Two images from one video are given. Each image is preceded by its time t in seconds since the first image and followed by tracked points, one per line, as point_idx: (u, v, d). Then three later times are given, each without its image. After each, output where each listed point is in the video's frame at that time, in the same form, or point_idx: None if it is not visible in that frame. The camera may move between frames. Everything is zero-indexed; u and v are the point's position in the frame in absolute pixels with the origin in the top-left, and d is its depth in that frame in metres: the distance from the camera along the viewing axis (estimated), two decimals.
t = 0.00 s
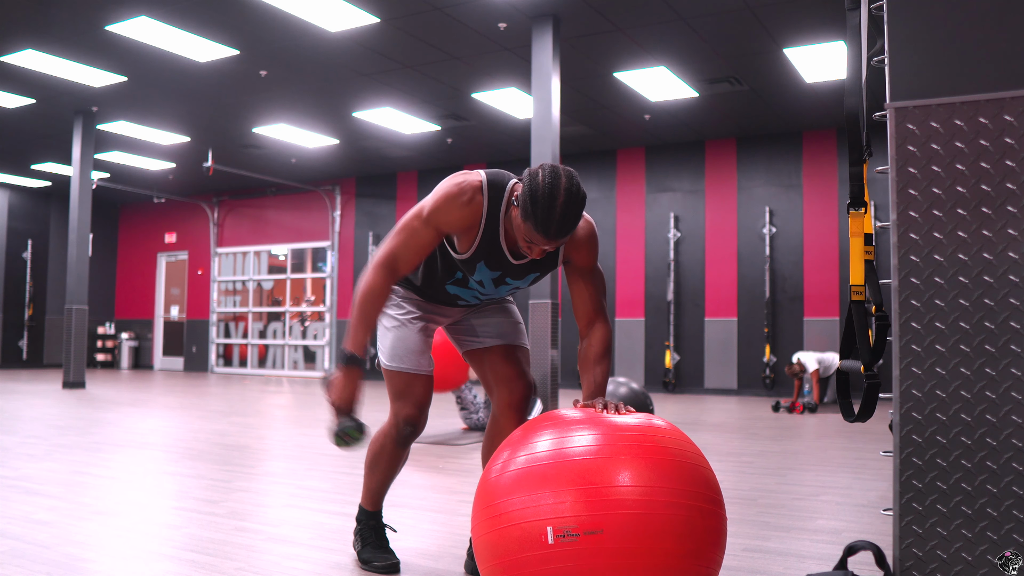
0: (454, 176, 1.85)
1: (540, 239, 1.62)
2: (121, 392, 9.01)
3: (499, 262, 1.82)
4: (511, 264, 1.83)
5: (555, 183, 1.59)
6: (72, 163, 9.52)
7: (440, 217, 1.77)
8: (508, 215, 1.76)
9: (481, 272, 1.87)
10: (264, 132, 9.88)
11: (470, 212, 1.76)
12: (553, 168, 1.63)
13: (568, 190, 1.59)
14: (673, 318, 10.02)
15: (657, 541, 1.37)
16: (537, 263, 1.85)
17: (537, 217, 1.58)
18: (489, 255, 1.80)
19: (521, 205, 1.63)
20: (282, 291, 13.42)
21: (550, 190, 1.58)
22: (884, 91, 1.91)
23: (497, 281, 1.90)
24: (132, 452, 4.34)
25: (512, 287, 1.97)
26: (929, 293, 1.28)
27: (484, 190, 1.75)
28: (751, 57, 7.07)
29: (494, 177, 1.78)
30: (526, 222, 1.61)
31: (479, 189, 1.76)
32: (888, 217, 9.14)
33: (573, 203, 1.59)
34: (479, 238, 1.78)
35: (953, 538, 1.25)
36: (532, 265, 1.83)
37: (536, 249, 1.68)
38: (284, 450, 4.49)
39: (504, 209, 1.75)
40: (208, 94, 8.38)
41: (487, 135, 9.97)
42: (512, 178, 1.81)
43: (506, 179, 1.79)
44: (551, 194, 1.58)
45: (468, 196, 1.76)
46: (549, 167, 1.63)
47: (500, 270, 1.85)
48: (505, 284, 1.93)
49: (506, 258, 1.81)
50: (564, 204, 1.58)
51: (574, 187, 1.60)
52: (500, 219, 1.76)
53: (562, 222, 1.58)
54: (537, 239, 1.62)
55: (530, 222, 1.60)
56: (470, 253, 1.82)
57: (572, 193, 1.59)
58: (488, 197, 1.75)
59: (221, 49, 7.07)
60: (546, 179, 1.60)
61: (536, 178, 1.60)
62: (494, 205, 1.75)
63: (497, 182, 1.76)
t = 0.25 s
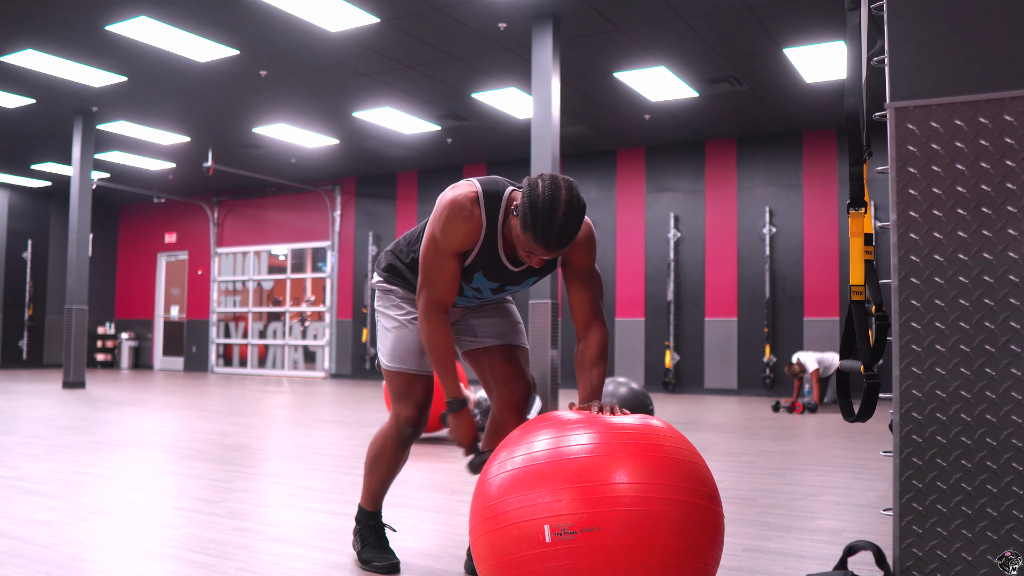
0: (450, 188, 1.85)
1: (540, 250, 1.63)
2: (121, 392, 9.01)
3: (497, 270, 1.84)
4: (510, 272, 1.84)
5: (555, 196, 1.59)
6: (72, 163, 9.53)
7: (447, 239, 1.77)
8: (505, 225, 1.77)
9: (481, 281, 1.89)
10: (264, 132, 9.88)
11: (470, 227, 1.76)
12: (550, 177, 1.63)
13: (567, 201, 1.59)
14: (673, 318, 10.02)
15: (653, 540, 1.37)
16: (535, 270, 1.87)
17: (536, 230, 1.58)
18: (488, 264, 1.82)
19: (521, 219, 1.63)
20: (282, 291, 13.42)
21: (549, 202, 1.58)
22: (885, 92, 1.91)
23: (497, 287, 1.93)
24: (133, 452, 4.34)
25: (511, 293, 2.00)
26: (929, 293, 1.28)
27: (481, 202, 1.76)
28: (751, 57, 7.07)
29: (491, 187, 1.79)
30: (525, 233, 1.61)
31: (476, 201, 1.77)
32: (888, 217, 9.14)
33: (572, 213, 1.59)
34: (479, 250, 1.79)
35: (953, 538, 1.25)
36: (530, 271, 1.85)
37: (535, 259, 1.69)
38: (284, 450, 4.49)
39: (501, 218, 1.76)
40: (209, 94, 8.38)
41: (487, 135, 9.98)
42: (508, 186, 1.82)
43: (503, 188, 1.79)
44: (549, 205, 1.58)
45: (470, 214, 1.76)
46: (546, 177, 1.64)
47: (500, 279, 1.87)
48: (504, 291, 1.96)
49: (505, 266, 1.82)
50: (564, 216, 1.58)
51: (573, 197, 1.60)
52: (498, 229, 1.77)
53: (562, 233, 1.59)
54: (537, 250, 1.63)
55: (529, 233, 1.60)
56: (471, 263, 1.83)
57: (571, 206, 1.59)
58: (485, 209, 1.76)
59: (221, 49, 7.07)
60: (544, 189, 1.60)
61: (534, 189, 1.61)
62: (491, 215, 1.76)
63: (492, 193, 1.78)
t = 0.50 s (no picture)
0: (457, 159, 1.84)
1: (553, 211, 1.63)
2: (121, 392, 9.01)
3: (503, 241, 1.82)
4: (517, 242, 1.83)
5: (568, 154, 1.59)
6: (72, 163, 9.52)
7: (455, 208, 1.77)
8: (514, 193, 1.76)
9: (486, 254, 1.87)
10: (264, 132, 9.88)
11: (478, 193, 1.76)
12: (562, 140, 1.64)
13: (581, 161, 1.59)
14: (673, 318, 10.02)
15: (645, 538, 1.37)
16: (542, 238, 1.86)
17: (550, 190, 1.59)
18: (495, 233, 1.81)
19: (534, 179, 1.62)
20: (282, 291, 13.42)
21: (563, 161, 1.59)
22: (884, 92, 1.92)
23: (503, 262, 1.91)
24: (132, 452, 4.34)
25: (517, 269, 1.98)
26: (929, 293, 1.29)
27: (491, 169, 1.76)
28: (751, 57, 7.07)
29: (499, 156, 1.79)
30: (539, 194, 1.61)
31: (485, 168, 1.77)
32: (888, 217, 9.13)
33: (586, 174, 1.59)
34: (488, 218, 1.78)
35: (952, 538, 1.26)
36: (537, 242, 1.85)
37: (546, 221, 1.69)
38: (284, 450, 4.49)
39: (511, 185, 1.76)
40: (209, 94, 8.38)
41: (487, 134, 9.98)
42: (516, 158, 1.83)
43: (511, 158, 1.79)
44: (565, 163, 1.58)
45: (479, 182, 1.76)
46: (558, 139, 1.64)
47: (506, 251, 1.86)
48: (510, 266, 1.94)
49: (512, 236, 1.82)
50: (578, 175, 1.59)
51: (586, 157, 1.60)
52: (506, 197, 1.76)
53: (576, 192, 1.59)
54: (549, 210, 1.63)
55: (543, 193, 1.60)
56: (477, 232, 1.82)
57: (584, 164, 1.59)
58: (492, 177, 1.76)
59: (221, 49, 7.07)
60: (558, 148, 1.60)
61: (547, 150, 1.61)
62: (500, 183, 1.76)
63: (501, 161, 1.78)
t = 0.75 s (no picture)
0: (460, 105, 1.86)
1: (561, 122, 1.61)
2: (121, 392, 9.00)
3: (512, 174, 1.80)
4: (527, 177, 1.81)
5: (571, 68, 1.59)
6: (72, 163, 9.52)
7: (456, 144, 1.77)
8: (518, 126, 1.76)
9: (496, 194, 1.83)
10: (264, 132, 9.88)
11: (481, 127, 1.76)
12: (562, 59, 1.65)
13: (583, 71, 1.59)
14: (673, 318, 10.02)
15: (628, 534, 1.37)
16: (551, 174, 1.83)
17: (555, 97, 1.58)
18: (504, 169, 1.79)
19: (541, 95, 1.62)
20: (282, 291, 13.42)
21: (566, 72, 1.59)
22: (884, 92, 1.92)
23: (515, 203, 1.85)
24: (132, 452, 4.34)
25: (531, 214, 1.91)
26: (929, 293, 1.31)
27: (493, 106, 1.77)
28: (751, 57, 7.07)
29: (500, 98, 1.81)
30: (545, 105, 1.60)
31: (487, 107, 1.78)
32: (888, 217, 9.12)
33: (589, 82, 1.59)
34: (493, 151, 1.77)
35: (953, 538, 1.28)
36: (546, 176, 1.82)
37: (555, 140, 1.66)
38: (284, 450, 4.48)
39: (514, 118, 1.76)
40: (209, 93, 8.38)
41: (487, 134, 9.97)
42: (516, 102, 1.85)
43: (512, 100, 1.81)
44: (567, 72, 1.58)
45: (481, 118, 1.77)
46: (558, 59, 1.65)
47: (516, 189, 1.82)
48: (523, 208, 1.87)
49: (521, 169, 1.79)
50: (582, 82, 1.58)
51: (587, 69, 1.61)
52: (511, 130, 1.76)
53: (583, 98, 1.58)
54: (559, 122, 1.61)
55: (548, 103, 1.59)
56: (484, 170, 1.80)
57: (588, 77, 1.59)
58: (497, 111, 1.77)
59: (221, 49, 7.07)
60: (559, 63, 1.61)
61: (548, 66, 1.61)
62: (503, 116, 1.76)
63: (502, 99, 1.79)
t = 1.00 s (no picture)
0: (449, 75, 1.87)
1: (551, 49, 1.60)
2: (121, 392, 9.00)
3: (508, 122, 1.77)
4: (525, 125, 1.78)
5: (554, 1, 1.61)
6: (72, 163, 9.51)
7: (447, 102, 1.76)
8: (507, 77, 1.76)
9: (498, 146, 1.79)
10: (264, 132, 9.88)
11: (470, 83, 1.76)
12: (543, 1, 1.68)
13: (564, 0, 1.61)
14: (673, 318, 10.02)
15: (606, 531, 1.37)
16: (548, 122, 1.80)
17: (541, 23, 1.59)
18: (500, 118, 1.77)
19: (527, 31, 1.63)
20: (282, 291, 13.42)
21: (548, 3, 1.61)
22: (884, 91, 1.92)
23: (517, 153, 1.81)
24: (132, 452, 4.33)
25: (536, 165, 1.85)
26: (929, 293, 1.31)
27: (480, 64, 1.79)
28: (751, 57, 7.07)
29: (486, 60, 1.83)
30: (532, 36, 1.61)
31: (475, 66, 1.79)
32: (888, 217, 9.12)
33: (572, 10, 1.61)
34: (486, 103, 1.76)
35: (953, 538, 1.28)
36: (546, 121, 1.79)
37: (547, 74, 1.64)
38: (284, 450, 4.48)
39: (502, 71, 1.77)
40: (209, 93, 8.38)
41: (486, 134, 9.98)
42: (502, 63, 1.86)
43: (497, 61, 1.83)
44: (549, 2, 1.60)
45: (469, 76, 1.78)
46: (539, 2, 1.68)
47: (517, 138, 1.79)
48: (526, 158, 1.82)
49: (518, 117, 1.77)
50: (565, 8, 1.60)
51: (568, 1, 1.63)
52: (500, 82, 1.76)
53: (568, 20, 1.59)
54: (549, 50, 1.60)
55: (535, 32, 1.60)
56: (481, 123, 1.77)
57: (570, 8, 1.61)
58: (485, 68, 1.78)
59: (221, 49, 7.07)
60: None
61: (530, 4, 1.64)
62: (492, 71, 1.77)
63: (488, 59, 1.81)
